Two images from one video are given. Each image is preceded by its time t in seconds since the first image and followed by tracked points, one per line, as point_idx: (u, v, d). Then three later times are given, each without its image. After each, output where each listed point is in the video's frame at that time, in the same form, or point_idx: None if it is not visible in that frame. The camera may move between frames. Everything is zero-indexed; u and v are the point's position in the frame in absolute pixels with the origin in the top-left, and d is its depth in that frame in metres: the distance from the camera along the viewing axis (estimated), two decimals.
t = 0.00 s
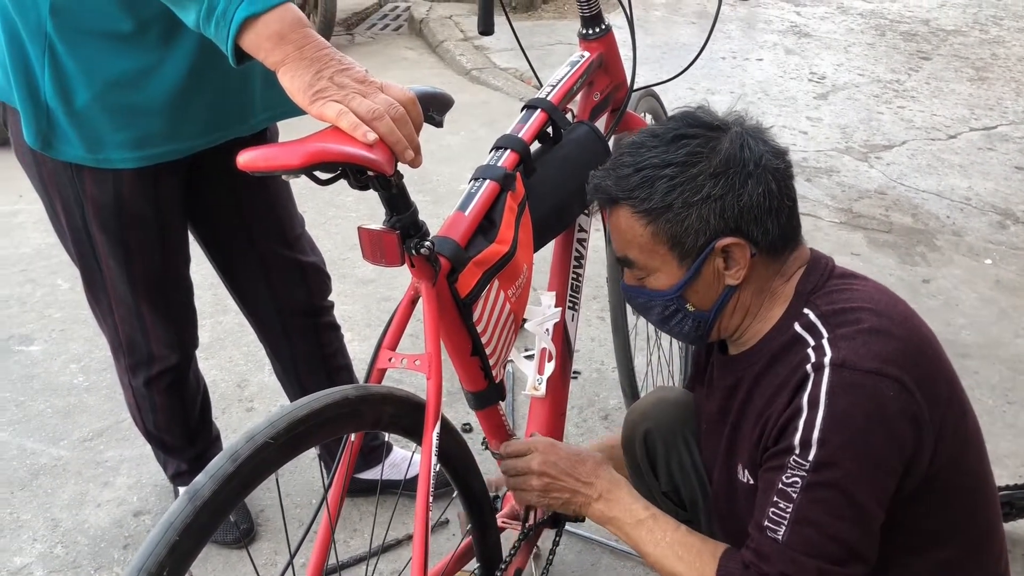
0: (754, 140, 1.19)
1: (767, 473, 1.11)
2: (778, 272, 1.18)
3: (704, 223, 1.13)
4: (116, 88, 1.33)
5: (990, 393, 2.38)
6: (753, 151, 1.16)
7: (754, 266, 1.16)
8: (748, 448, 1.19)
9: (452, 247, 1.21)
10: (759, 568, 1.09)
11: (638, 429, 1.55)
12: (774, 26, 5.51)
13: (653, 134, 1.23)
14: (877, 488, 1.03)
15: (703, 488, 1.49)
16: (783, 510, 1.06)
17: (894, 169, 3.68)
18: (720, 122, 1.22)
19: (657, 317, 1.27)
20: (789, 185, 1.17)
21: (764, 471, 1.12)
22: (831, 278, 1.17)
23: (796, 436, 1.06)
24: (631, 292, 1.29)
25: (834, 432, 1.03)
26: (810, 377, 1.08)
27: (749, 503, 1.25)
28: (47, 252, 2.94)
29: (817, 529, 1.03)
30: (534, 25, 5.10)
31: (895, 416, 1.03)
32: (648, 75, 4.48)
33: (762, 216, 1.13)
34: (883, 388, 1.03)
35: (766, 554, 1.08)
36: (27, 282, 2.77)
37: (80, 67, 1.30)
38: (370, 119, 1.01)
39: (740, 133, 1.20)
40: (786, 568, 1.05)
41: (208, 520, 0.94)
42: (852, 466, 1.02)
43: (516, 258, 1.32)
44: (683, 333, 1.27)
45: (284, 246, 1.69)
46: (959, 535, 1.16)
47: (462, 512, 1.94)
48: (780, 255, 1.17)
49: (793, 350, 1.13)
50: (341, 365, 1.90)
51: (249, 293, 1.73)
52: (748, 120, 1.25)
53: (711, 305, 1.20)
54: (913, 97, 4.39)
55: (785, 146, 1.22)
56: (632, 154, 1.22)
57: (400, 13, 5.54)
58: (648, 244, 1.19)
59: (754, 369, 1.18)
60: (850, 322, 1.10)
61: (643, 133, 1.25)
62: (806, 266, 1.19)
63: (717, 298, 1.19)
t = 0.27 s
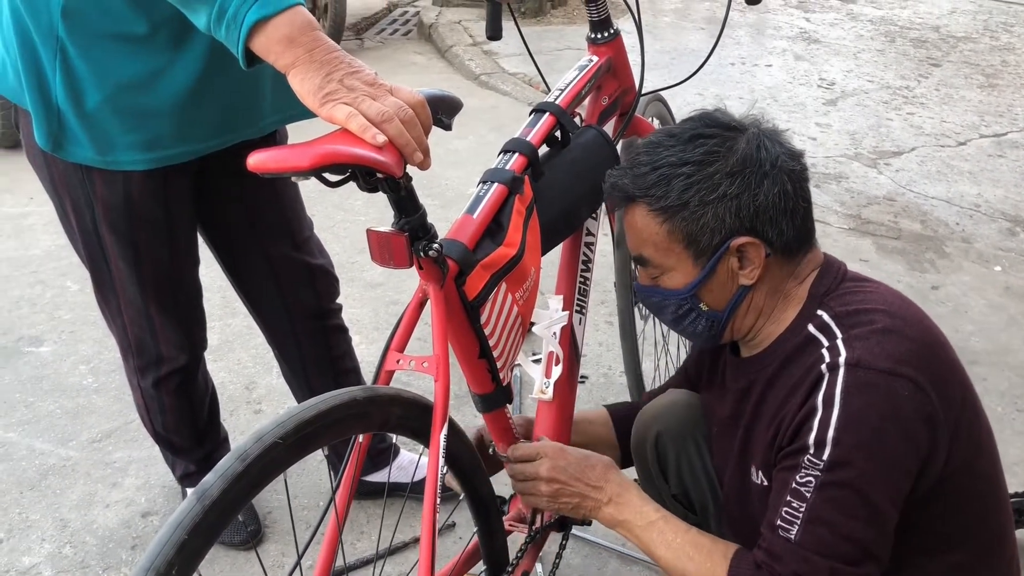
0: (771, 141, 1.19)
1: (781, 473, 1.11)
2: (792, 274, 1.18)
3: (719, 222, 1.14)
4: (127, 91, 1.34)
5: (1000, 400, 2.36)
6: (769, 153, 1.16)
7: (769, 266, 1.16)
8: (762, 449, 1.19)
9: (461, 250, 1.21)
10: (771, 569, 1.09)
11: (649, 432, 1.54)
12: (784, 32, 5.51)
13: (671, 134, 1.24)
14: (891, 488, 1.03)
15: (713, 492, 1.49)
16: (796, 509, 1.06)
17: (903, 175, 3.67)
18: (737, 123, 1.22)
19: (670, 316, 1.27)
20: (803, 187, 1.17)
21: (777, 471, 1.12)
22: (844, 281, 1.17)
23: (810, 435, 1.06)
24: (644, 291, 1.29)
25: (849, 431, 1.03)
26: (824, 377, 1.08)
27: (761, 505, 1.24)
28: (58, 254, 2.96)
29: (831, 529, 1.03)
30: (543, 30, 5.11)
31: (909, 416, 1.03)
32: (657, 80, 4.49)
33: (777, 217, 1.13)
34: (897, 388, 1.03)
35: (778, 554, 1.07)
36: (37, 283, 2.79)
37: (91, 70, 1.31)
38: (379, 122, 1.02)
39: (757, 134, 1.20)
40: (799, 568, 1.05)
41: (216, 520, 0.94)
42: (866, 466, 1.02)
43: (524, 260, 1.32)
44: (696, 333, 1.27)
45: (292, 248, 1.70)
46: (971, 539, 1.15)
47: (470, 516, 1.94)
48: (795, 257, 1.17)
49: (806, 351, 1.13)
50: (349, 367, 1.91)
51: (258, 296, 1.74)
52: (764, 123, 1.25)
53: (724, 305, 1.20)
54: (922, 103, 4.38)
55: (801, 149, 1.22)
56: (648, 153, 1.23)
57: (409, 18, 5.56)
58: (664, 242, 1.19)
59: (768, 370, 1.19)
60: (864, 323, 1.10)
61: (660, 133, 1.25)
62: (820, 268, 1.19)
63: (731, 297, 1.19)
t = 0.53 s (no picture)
0: (775, 145, 1.19)
1: (788, 472, 1.10)
2: (798, 276, 1.18)
3: (726, 224, 1.13)
4: (139, 90, 1.34)
5: (1009, 407, 2.35)
6: (774, 156, 1.16)
7: (774, 268, 1.16)
8: (769, 449, 1.19)
9: (469, 251, 1.22)
10: (778, 567, 1.08)
11: (655, 437, 1.54)
12: (795, 36, 5.50)
13: (676, 138, 1.24)
14: (898, 486, 1.03)
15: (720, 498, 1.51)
16: (804, 508, 1.05)
17: (913, 180, 3.65)
18: (742, 127, 1.22)
19: (676, 320, 1.26)
20: (808, 189, 1.17)
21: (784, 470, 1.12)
22: (849, 283, 1.17)
23: (817, 434, 1.06)
24: (649, 295, 1.28)
25: (856, 429, 1.02)
26: (831, 376, 1.08)
27: (768, 505, 1.24)
28: (69, 251, 2.98)
29: (837, 527, 1.03)
30: (554, 32, 5.11)
31: (916, 415, 1.03)
32: (667, 83, 4.48)
33: (783, 219, 1.13)
34: (904, 386, 1.03)
35: (785, 552, 1.07)
36: (49, 280, 2.80)
37: (104, 69, 1.32)
38: (390, 123, 1.02)
39: (762, 138, 1.20)
40: (806, 566, 1.04)
41: (224, 518, 0.94)
42: (873, 464, 1.02)
43: (533, 262, 1.32)
44: (702, 336, 1.26)
45: (302, 248, 1.71)
46: (978, 539, 1.15)
47: (476, 517, 1.95)
48: (800, 259, 1.17)
49: (812, 352, 1.13)
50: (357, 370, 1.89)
51: (268, 295, 1.75)
52: (768, 127, 1.25)
53: (731, 307, 1.19)
54: (934, 108, 4.36)
55: (805, 153, 1.22)
56: (655, 157, 1.22)
57: (420, 19, 5.58)
58: (670, 245, 1.18)
59: (773, 372, 1.18)
60: (870, 323, 1.10)
61: (666, 137, 1.25)
62: (825, 271, 1.19)
63: (737, 300, 1.19)
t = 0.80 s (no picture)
0: (784, 146, 1.19)
1: (792, 472, 1.10)
2: (805, 277, 1.17)
3: (734, 225, 1.13)
4: (153, 85, 1.35)
5: (1018, 414, 2.34)
6: (783, 157, 1.16)
7: (783, 269, 1.16)
8: (774, 450, 1.18)
9: (478, 251, 1.22)
10: (783, 568, 1.08)
11: (662, 437, 1.54)
12: (806, 38, 5.48)
13: (684, 139, 1.24)
14: (902, 487, 1.02)
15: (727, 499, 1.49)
16: (808, 508, 1.05)
17: (924, 185, 3.64)
18: (750, 128, 1.22)
19: (685, 320, 1.26)
20: (816, 191, 1.17)
21: (788, 471, 1.12)
22: (855, 284, 1.17)
23: (822, 434, 1.05)
24: (659, 295, 1.28)
25: (860, 430, 1.02)
26: (836, 377, 1.07)
27: (773, 506, 1.23)
28: (80, 246, 3.00)
29: (842, 528, 1.02)
30: (565, 32, 5.11)
31: (920, 416, 1.02)
32: (677, 85, 4.48)
33: (791, 220, 1.13)
34: (908, 387, 1.03)
35: (790, 554, 1.07)
36: (59, 275, 2.82)
37: (119, 64, 1.33)
38: (400, 121, 1.03)
39: (770, 139, 1.20)
40: (811, 567, 1.04)
41: (231, 514, 0.94)
42: (877, 465, 1.01)
43: (541, 262, 1.32)
44: (711, 337, 1.25)
45: (312, 245, 1.72)
46: (983, 540, 1.14)
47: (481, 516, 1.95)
48: (808, 259, 1.16)
49: (817, 353, 1.12)
50: (365, 364, 1.91)
51: (278, 292, 1.76)
52: (777, 129, 1.25)
53: (739, 307, 1.19)
54: (945, 113, 4.34)
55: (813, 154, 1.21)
56: (663, 158, 1.22)
57: (431, 18, 5.59)
58: (679, 245, 1.18)
59: (779, 372, 1.18)
60: (875, 324, 1.10)
61: (675, 139, 1.25)
62: (832, 273, 1.18)
63: (746, 300, 1.18)
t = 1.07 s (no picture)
0: (791, 149, 1.20)
1: (805, 473, 1.11)
2: (816, 277, 1.18)
3: (745, 228, 1.14)
4: (164, 89, 1.35)
5: (1018, 419, 2.35)
6: (791, 159, 1.18)
7: (794, 270, 1.16)
8: (785, 451, 1.19)
9: (488, 256, 1.22)
10: (796, 569, 1.08)
11: (668, 442, 1.55)
12: (804, 44, 5.51)
13: (692, 145, 1.25)
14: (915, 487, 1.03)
15: (732, 503, 1.50)
16: (822, 509, 1.06)
17: (922, 190, 3.66)
18: (757, 132, 1.24)
19: (698, 324, 1.27)
20: (825, 192, 1.18)
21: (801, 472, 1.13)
22: (867, 286, 1.17)
23: (835, 435, 1.06)
24: (671, 300, 1.29)
25: (873, 430, 1.03)
26: (848, 377, 1.08)
27: (784, 508, 1.24)
28: (81, 248, 2.99)
29: (856, 528, 1.03)
30: (564, 36, 5.13)
31: (933, 416, 1.03)
32: (676, 89, 4.50)
33: (801, 221, 1.13)
34: (921, 387, 1.04)
35: (804, 554, 1.07)
36: (60, 277, 2.82)
37: (130, 67, 1.33)
38: (415, 128, 1.03)
39: (777, 142, 1.21)
40: (825, 568, 1.05)
41: (248, 518, 0.94)
42: (890, 465, 1.02)
43: (550, 266, 1.33)
44: (724, 341, 1.26)
45: (318, 248, 1.72)
46: (992, 542, 1.15)
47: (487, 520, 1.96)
48: (818, 260, 1.17)
49: (829, 354, 1.13)
50: (370, 368, 1.91)
51: (284, 296, 1.76)
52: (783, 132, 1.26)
53: (752, 309, 1.20)
54: (943, 118, 4.37)
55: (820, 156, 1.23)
56: (672, 164, 1.24)
57: (430, 22, 5.60)
58: (690, 249, 1.19)
59: (791, 374, 1.19)
60: (887, 325, 1.11)
61: (683, 145, 1.27)
62: (843, 274, 1.19)
63: (758, 302, 1.19)
